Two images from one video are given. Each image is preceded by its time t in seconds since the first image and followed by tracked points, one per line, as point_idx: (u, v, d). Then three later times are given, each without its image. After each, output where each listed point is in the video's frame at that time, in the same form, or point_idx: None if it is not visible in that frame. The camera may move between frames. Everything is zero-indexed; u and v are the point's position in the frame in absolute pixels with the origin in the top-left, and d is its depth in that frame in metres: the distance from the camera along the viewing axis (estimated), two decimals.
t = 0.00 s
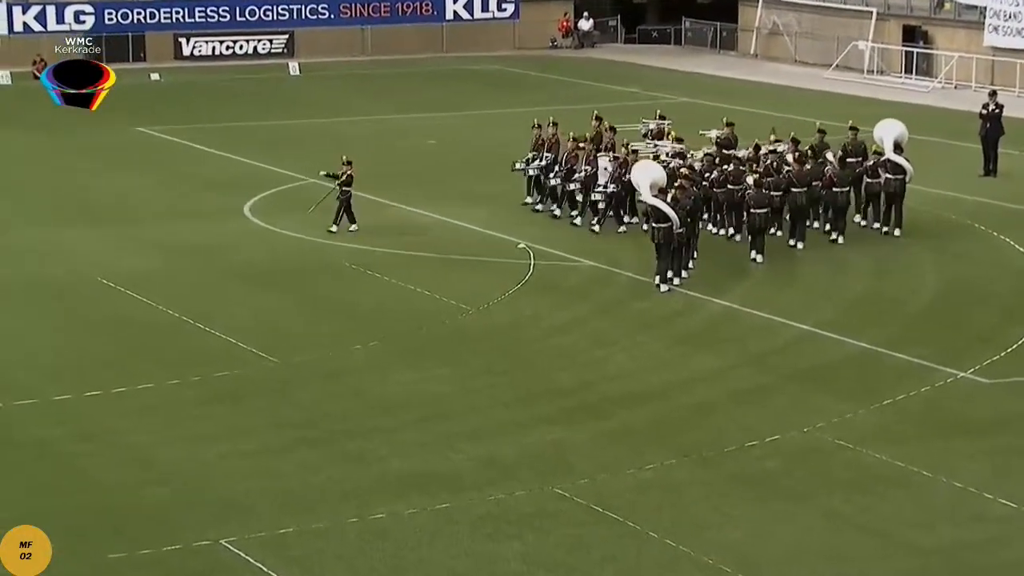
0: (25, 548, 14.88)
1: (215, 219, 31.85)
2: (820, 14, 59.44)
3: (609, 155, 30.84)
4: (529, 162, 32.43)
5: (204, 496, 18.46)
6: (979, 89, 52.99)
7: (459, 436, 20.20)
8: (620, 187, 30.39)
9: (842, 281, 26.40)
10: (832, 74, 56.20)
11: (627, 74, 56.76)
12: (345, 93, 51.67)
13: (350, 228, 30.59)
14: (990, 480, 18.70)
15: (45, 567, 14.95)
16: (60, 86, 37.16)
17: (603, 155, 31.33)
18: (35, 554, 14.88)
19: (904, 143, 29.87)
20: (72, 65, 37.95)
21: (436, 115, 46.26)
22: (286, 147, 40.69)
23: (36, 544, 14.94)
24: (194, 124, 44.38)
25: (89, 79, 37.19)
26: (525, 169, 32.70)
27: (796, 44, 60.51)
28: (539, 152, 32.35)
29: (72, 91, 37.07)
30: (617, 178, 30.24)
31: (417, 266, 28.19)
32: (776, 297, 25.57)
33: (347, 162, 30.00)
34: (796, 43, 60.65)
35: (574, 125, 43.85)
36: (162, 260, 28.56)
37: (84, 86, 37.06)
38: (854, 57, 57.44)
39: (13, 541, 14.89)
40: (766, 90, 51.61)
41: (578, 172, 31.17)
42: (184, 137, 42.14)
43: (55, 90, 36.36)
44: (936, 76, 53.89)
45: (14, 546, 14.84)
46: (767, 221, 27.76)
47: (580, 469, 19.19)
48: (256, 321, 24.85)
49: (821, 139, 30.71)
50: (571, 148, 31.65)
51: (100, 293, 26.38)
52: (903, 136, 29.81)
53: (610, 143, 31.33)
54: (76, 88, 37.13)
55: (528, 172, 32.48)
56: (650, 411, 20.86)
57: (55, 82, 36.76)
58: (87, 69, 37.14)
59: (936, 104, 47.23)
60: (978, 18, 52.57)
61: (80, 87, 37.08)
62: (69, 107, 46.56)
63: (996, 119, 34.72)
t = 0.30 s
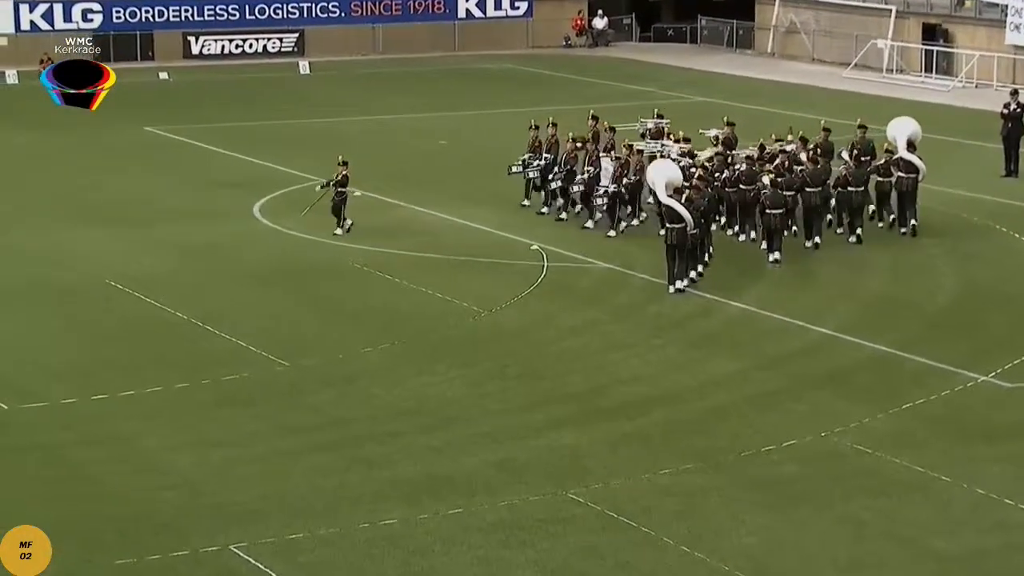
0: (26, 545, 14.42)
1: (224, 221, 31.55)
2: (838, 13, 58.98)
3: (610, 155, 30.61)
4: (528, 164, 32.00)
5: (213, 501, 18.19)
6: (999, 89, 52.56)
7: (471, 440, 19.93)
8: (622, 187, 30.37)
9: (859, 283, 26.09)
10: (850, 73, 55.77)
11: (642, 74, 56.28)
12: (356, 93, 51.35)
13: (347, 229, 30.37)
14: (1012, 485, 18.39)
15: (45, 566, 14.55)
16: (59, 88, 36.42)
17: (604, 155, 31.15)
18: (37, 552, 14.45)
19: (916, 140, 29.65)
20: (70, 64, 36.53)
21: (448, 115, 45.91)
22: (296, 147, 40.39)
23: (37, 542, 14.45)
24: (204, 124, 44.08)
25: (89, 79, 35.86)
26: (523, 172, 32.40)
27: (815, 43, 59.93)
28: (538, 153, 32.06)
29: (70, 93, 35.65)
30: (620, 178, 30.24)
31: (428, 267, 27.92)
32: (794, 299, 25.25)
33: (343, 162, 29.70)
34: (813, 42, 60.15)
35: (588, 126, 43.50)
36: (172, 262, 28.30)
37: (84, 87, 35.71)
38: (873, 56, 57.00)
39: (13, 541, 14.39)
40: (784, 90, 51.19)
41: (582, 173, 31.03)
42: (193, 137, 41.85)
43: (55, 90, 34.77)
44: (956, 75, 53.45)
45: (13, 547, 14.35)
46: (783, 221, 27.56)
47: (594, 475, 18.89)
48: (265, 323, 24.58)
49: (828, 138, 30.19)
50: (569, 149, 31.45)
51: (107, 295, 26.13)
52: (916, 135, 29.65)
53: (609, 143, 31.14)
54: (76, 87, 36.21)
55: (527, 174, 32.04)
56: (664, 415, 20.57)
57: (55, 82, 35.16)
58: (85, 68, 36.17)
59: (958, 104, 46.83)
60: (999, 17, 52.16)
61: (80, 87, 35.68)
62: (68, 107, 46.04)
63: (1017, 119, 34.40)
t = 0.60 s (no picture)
0: (26, 544, 14.41)
1: (232, 222, 31.37)
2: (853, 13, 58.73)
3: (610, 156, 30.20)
4: (528, 168, 31.85)
5: (221, 504, 18.01)
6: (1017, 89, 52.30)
7: (482, 443, 19.73)
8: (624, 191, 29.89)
9: (873, 286, 25.87)
10: (866, 73, 55.54)
11: (655, 74, 56.00)
12: (365, 93, 51.18)
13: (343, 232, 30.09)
14: None
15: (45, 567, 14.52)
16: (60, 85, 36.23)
17: (605, 157, 30.78)
18: (37, 553, 14.43)
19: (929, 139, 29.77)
20: (70, 64, 36.39)
21: (458, 116, 45.72)
22: (306, 148, 40.21)
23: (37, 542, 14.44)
24: (212, 125, 43.91)
25: (88, 80, 35.73)
26: (524, 175, 32.03)
27: (830, 42, 59.72)
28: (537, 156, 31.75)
29: (70, 92, 35.48)
30: (621, 182, 29.71)
31: (439, 269, 27.76)
32: (808, 302, 25.05)
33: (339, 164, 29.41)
34: (828, 41, 59.91)
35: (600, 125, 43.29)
36: (180, 263, 28.12)
37: (84, 87, 35.59)
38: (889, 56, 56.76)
39: (13, 541, 14.38)
40: (798, 90, 50.95)
41: (583, 177, 30.53)
42: (201, 137, 41.69)
43: (54, 90, 34.74)
44: (973, 75, 53.20)
45: (13, 547, 14.33)
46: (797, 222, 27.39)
47: (606, 479, 18.67)
48: (274, 325, 24.40)
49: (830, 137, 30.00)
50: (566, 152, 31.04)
51: (115, 297, 25.96)
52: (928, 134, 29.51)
53: (609, 145, 30.91)
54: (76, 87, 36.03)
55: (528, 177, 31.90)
56: (677, 419, 20.35)
57: (54, 82, 35.12)
58: (85, 68, 36.03)
59: (974, 104, 46.59)
60: (1016, 16, 51.93)
61: (80, 87, 35.53)
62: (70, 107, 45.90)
63: None
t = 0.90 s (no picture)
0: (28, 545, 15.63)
1: (244, 223, 31.19)
2: (874, 12, 58.39)
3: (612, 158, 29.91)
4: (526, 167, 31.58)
5: (234, 508, 17.84)
6: None
7: (498, 447, 19.53)
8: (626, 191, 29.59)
9: (892, 288, 25.63)
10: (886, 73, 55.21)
11: (673, 74, 55.72)
12: (379, 93, 50.98)
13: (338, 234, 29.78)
14: None
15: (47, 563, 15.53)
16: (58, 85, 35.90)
17: (607, 158, 30.30)
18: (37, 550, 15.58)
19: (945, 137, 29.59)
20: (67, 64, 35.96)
21: (472, 116, 45.52)
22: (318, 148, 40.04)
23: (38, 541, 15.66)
24: (224, 125, 43.76)
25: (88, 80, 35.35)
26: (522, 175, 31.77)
27: (850, 42, 59.36)
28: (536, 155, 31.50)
29: (70, 93, 34.97)
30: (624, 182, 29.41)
31: (454, 271, 27.57)
32: (825, 304, 24.81)
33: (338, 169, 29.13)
34: (848, 40, 59.56)
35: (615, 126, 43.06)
36: (192, 264, 27.96)
37: (85, 87, 35.12)
38: (910, 55, 56.41)
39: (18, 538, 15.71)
40: (817, 90, 50.65)
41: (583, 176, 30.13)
42: (214, 138, 41.53)
43: (53, 91, 34.20)
44: (995, 74, 52.85)
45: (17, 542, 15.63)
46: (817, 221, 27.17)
47: (623, 483, 18.47)
48: (287, 328, 24.22)
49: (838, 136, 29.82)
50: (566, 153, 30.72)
51: (127, 299, 25.79)
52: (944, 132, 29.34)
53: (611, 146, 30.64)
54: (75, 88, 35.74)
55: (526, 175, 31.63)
56: (694, 423, 20.14)
57: (53, 82, 34.52)
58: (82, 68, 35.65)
59: (996, 104, 46.28)
60: None
61: (80, 87, 35.03)
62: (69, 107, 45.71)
63: None
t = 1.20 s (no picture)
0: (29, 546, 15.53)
1: (256, 224, 31.12)
2: (891, 12, 58.24)
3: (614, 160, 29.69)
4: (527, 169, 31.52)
5: (246, 510, 17.75)
6: None
7: (511, 449, 19.42)
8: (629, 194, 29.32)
9: (907, 289, 25.48)
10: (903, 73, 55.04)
11: (688, 74, 55.61)
12: (392, 93, 50.92)
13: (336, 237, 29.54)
14: None
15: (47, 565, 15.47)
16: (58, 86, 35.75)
17: (608, 160, 30.11)
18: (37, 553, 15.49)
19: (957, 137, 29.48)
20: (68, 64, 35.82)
21: (485, 117, 45.43)
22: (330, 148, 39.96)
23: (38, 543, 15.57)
24: (235, 126, 43.71)
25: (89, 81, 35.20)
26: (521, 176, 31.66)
27: (868, 42, 59.17)
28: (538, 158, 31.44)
29: (71, 93, 34.73)
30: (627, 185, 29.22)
31: (467, 272, 27.47)
32: (841, 306, 24.67)
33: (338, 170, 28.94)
34: (865, 40, 59.38)
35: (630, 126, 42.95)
36: (203, 265, 27.89)
37: (85, 87, 34.92)
38: (927, 55, 56.23)
39: (21, 537, 15.66)
40: (832, 91, 50.52)
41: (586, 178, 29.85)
42: (226, 138, 41.48)
43: (53, 91, 34.04)
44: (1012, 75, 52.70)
45: (19, 541, 15.61)
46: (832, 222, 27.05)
47: (638, 487, 18.33)
48: (300, 330, 24.13)
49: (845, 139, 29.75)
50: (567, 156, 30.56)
51: (138, 300, 25.71)
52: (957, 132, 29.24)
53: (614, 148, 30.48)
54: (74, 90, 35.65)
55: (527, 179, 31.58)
56: (709, 426, 20.00)
57: (54, 82, 34.39)
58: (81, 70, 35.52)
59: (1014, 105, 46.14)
60: None
61: (80, 87, 34.81)
62: (74, 107, 45.73)
63: None
